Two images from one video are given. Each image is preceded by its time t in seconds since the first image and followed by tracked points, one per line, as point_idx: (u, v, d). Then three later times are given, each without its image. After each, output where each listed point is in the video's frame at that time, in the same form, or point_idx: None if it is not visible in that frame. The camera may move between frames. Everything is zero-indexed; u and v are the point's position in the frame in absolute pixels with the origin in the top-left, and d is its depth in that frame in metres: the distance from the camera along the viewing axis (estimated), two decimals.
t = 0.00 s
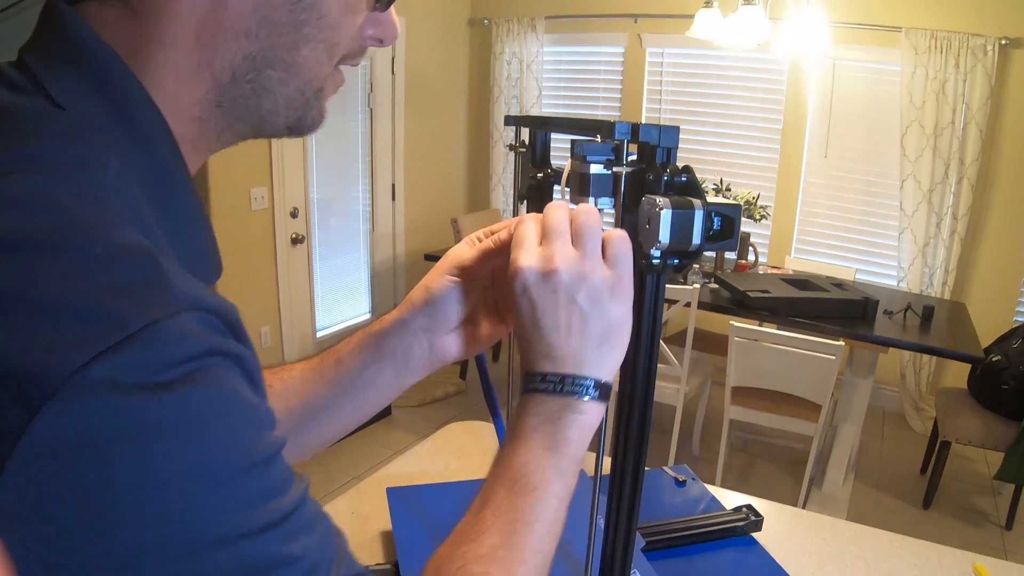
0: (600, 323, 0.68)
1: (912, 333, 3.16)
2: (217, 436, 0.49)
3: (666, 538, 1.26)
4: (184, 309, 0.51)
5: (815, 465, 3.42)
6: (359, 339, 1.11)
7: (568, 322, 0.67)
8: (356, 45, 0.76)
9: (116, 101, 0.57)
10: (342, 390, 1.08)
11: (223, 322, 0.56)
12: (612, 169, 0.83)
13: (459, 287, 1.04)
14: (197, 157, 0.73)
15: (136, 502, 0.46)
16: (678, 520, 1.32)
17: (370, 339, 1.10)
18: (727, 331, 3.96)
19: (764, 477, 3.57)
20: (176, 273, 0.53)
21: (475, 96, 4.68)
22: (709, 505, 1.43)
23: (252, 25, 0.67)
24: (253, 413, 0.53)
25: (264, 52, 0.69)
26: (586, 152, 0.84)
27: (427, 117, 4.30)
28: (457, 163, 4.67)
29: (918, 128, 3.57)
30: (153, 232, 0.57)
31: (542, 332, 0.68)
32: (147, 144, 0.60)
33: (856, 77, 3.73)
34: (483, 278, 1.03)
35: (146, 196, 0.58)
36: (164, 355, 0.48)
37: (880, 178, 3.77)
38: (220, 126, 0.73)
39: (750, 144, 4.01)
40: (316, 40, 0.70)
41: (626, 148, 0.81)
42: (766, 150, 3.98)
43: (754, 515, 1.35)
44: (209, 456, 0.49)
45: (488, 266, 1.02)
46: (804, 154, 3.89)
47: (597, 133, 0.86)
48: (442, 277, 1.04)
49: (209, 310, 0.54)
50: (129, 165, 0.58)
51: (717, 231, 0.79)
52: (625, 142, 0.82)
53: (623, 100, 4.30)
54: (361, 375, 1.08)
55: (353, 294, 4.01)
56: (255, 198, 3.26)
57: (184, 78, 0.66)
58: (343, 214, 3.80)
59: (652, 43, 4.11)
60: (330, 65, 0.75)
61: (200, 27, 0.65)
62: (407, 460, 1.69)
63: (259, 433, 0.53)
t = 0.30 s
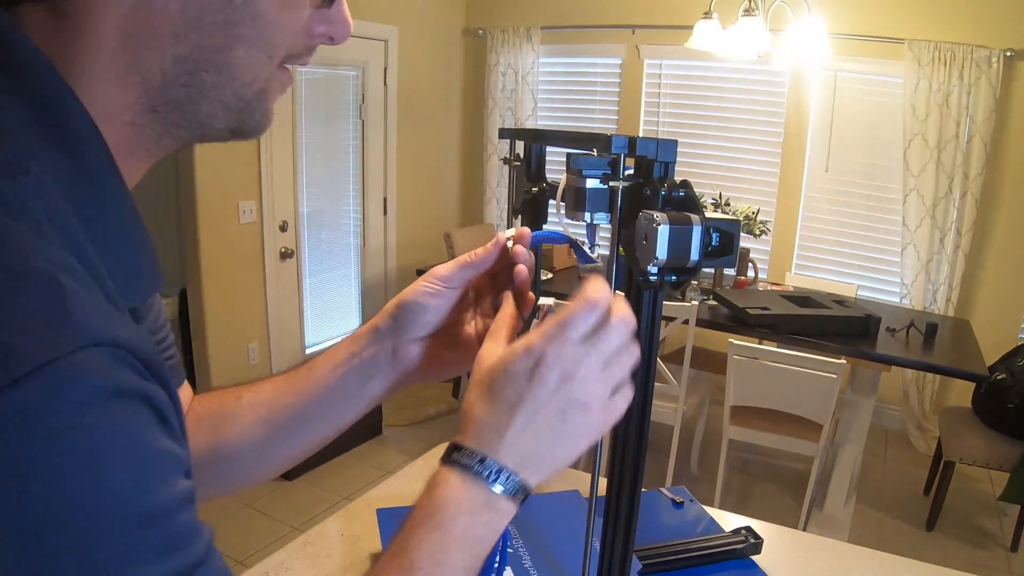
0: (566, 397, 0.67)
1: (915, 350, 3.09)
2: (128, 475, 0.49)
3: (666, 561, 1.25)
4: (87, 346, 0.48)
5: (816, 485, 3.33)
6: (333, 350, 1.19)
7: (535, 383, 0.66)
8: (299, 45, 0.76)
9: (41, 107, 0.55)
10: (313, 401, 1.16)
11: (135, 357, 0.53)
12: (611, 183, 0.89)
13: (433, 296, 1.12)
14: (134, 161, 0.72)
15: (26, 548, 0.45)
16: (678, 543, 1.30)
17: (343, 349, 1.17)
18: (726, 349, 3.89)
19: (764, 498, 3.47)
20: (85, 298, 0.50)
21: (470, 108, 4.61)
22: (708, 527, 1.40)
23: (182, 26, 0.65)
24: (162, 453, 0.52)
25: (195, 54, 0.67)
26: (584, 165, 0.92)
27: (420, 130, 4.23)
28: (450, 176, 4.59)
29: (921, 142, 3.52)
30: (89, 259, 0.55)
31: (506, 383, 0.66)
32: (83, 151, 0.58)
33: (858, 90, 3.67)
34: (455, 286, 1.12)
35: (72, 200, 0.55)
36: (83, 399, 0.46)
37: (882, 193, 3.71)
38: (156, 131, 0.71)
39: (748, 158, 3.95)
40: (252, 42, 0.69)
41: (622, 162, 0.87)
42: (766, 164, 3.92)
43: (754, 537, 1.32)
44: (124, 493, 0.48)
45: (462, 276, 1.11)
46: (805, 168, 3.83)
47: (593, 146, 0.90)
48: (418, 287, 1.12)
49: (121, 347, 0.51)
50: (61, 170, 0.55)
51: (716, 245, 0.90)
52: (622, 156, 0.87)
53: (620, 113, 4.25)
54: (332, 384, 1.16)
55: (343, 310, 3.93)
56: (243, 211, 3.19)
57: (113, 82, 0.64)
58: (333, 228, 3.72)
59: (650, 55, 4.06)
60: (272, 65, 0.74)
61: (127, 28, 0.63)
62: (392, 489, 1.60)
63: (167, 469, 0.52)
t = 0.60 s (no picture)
0: (525, 518, 0.85)
1: (920, 364, 3.02)
2: (67, 501, 0.49)
3: None
4: (33, 379, 0.48)
5: (819, 502, 3.26)
6: (318, 359, 1.16)
7: (510, 502, 0.82)
8: (263, 61, 0.71)
9: None
10: (295, 413, 1.11)
11: (86, 398, 0.54)
12: (608, 190, 0.92)
13: (420, 303, 1.11)
14: (95, 177, 0.71)
15: None
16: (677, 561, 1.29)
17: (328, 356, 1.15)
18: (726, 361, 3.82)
19: (766, 515, 3.39)
20: (41, 327, 0.51)
21: (466, 115, 4.55)
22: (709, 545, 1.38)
23: (126, 40, 0.60)
24: (102, 490, 0.52)
25: (144, 70, 0.62)
26: (583, 173, 0.94)
27: (415, 136, 4.17)
28: (445, 184, 4.53)
29: (927, 150, 3.47)
30: (52, 283, 0.55)
31: (487, 500, 0.80)
32: (27, 163, 0.55)
33: (862, 96, 3.62)
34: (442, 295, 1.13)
35: (22, 215, 0.54)
36: (33, 426, 0.47)
37: (886, 204, 3.65)
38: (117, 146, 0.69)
39: (749, 166, 3.90)
40: (204, 59, 0.65)
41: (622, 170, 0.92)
42: (768, 172, 3.86)
43: (755, 555, 1.30)
44: (64, 514, 0.49)
45: (449, 284, 1.13)
46: (807, 176, 3.78)
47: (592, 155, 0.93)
48: (407, 295, 1.11)
49: (75, 385, 0.52)
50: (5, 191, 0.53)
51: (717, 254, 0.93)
52: (622, 165, 0.92)
53: (619, 120, 4.19)
54: (316, 395, 1.12)
55: (335, 321, 3.85)
56: (232, 220, 3.13)
57: (62, 96, 0.62)
58: (325, 238, 3.65)
59: (650, 61, 4.01)
60: (232, 83, 0.69)
61: (74, 39, 0.60)
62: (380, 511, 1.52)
63: (105, 505, 0.52)
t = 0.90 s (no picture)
0: (521, 540, 0.77)
1: (927, 376, 2.95)
2: (48, 525, 0.50)
3: None
4: (14, 406, 0.49)
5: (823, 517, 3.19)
6: (309, 367, 1.12)
7: (496, 520, 0.75)
8: (252, 65, 0.76)
9: None
10: (285, 424, 1.08)
11: (72, 422, 0.55)
12: (608, 199, 0.91)
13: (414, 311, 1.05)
14: (76, 185, 0.75)
15: None
16: None
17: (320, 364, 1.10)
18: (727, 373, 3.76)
19: (768, 530, 3.31)
20: (21, 354, 0.51)
21: (462, 122, 4.50)
22: (710, 560, 1.38)
23: (110, 47, 0.64)
24: (84, 517, 0.53)
25: (129, 76, 0.66)
26: (582, 181, 0.92)
27: (411, 144, 4.11)
28: (441, 191, 4.46)
29: (934, 158, 3.41)
30: (36, 304, 0.57)
31: (469, 519, 0.74)
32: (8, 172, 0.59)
33: (868, 104, 3.56)
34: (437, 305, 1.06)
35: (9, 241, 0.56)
36: (9, 460, 0.48)
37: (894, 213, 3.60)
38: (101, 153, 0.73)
39: (751, 175, 3.84)
40: (188, 65, 0.69)
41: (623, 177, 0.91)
42: (771, 181, 3.80)
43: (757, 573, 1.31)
44: (37, 540, 0.50)
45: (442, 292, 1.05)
46: (812, 184, 3.72)
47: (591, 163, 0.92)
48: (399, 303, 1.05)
49: (59, 411, 0.53)
50: None
51: (719, 265, 0.93)
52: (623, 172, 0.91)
53: (620, 128, 4.14)
54: (306, 405, 1.08)
55: (329, 332, 3.77)
56: (224, 227, 3.06)
57: (44, 104, 0.66)
58: (318, 246, 3.58)
59: (651, 67, 3.95)
60: (219, 86, 0.74)
61: (56, 46, 0.63)
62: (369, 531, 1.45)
63: (89, 533, 0.54)
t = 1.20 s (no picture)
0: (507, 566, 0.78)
1: (935, 389, 2.88)
2: (42, 548, 0.43)
3: None
4: (6, 425, 0.43)
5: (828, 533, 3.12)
6: (336, 380, 1.09)
7: (504, 545, 0.75)
8: (248, 82, 0.70)
9: None
10: (309, 431, 1.07)
11: (68, 441, 0.48)
12: (607, 208, 0.98)
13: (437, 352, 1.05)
14: (68, 200, 0.69)
15: None
16: None
17: (350, 378, 1.09)
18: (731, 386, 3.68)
19: (773, 545, 3.24)
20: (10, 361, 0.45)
21: (460, 129, 4.44)
22: None
23: (104, 56, 0.59)
24: (84, 540, 0.46)
25: (122, 88, 0.61)
26: (582, 191, 0.98)
27: (408, 150, 4.05)
28: (438, 198, 4.41)
29: (942, 165, 3.37)
30: (21, 304, 0.51)
31: (483, 540, 0.72)
32: None
33: (873, 110, 3.51)
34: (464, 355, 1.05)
35: None
36: None
37: (900, 221, 3.55)
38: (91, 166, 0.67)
39: (755, 183, 3.78)
40: (184, 80, 0.63)
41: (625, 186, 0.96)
42: (775, 188, 3.75)
43: None
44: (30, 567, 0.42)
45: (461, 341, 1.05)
46: (816, 192, 3.67)
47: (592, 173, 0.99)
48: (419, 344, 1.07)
49: (56, 429, 0.46)
50: None
51: (723, 273, 1.00)
52: (623, 180, 0.97)
53: (620, 134, 4.09)
54: (335, 418, 1.07)
55: (324, 343, 3.70)
56: (216, 236, 3.00)
57: (34, 113, 0.60)
58: (312, 255, 3.52)
59: (653, 72, 3.90)
60: (213, 103, 0.68)
61: (50, 52, 0.58)
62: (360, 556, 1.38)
63: (90, 560, 0.46)
